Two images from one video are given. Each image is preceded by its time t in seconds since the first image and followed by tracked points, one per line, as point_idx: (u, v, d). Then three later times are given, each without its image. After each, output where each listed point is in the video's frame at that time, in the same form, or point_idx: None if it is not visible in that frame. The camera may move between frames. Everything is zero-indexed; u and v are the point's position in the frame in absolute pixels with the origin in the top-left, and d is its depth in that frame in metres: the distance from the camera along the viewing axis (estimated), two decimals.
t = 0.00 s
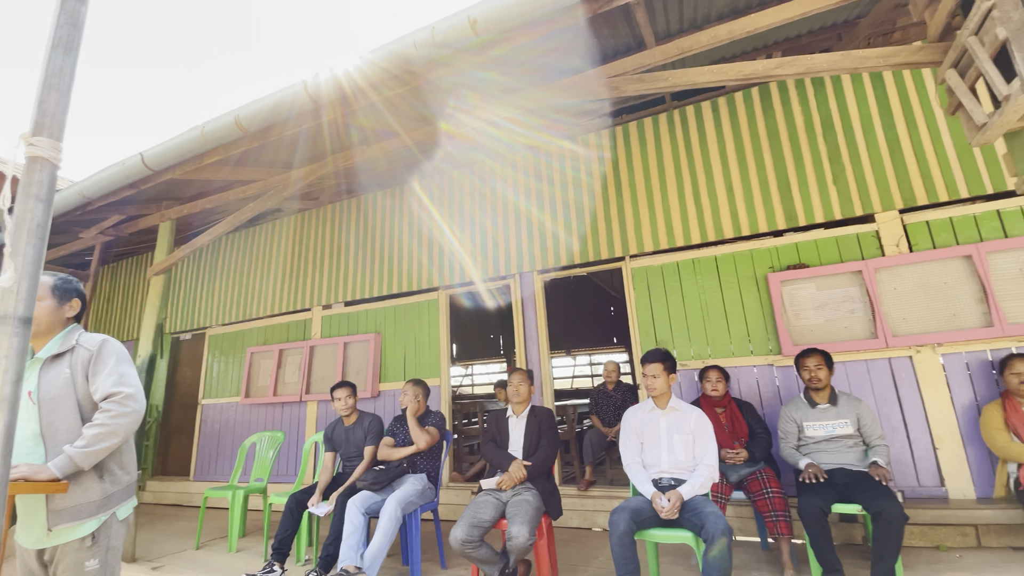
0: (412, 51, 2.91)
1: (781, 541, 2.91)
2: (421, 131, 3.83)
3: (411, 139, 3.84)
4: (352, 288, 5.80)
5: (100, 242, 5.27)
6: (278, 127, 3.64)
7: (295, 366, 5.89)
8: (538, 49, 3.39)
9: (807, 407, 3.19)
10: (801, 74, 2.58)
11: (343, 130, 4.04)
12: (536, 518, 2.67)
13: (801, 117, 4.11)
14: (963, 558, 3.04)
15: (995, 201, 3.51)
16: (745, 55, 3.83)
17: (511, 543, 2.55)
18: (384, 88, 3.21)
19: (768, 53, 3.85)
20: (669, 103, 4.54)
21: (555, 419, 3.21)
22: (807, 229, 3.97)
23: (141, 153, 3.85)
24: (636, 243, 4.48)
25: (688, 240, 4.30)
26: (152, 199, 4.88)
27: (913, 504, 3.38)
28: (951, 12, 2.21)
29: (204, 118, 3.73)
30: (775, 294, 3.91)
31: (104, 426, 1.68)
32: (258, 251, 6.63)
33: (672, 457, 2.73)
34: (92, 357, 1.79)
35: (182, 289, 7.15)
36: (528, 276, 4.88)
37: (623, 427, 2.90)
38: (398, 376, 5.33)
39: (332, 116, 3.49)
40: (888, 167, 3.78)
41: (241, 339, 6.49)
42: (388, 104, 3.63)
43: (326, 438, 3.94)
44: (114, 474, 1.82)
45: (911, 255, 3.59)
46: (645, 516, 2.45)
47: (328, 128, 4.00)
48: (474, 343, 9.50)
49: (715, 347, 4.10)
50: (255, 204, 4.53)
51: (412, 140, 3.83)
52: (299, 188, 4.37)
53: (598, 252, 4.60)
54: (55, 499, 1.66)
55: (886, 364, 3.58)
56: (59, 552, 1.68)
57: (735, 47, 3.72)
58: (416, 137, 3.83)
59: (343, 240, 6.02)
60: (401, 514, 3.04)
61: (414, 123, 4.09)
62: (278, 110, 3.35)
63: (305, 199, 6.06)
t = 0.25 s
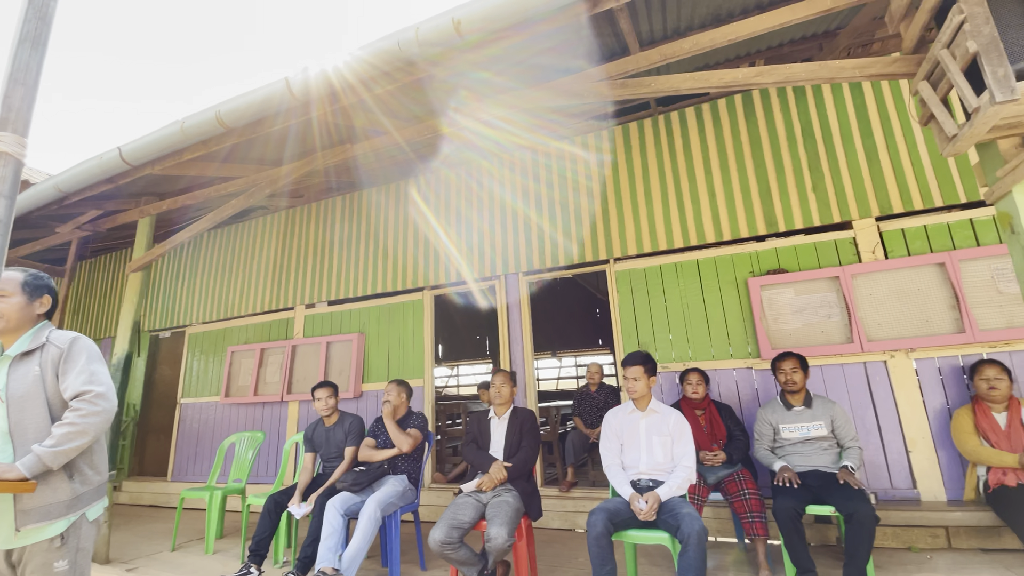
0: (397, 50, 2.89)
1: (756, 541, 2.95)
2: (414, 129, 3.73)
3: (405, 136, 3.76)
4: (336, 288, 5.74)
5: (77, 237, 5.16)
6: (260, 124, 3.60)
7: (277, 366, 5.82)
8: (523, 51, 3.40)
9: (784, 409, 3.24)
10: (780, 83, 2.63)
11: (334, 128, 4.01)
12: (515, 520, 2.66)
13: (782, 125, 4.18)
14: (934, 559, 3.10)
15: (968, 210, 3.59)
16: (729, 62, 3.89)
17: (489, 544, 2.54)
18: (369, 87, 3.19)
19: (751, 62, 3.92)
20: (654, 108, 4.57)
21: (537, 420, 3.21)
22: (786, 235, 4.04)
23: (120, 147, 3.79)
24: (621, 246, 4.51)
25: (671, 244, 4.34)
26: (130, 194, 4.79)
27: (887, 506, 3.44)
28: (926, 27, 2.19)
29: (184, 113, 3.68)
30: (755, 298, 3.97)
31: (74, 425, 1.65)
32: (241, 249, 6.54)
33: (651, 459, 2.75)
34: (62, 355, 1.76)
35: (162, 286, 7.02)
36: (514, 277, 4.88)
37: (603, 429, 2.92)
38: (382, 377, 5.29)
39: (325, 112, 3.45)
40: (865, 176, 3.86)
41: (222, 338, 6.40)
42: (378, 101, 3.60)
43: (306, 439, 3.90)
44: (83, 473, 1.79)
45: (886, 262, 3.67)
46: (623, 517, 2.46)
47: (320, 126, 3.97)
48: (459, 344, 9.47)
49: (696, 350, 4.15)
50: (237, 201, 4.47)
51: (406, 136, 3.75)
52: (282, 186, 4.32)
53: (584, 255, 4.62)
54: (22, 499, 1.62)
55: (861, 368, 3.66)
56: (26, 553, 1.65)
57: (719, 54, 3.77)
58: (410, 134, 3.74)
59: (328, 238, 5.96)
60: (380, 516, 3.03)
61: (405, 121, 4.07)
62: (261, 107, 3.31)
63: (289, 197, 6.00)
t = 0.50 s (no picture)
0: (378, 46, 2.87)
1: (730, 541, 2.99)
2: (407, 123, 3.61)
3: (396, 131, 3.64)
4: (317, 285, 5.67)
5: (48, 229, 5.03)
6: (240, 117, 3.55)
7: (255, 364, 5.73)
8: (508, 51, 3.40)
9: (758, 411, 3.29)
10: (758, 90, 2.67)
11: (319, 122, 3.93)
12: (492, 520, 2.65)
13: (763, 131, 4.24)
14: (903, 559, 3.16)
15: (940, 218, 3.68)
16: (712, 68, 3.94)
17: (464, 545, 2.53)
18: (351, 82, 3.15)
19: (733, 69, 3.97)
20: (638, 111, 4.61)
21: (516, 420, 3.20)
22: (764, 239, 4.10)
23: (93, 138, 3.70)
24: (603, 247, 4.53)
25: (652, 246, 4.38)
26: (104, 186, 4.69)
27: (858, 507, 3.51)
28: (899, 38, 2.23)
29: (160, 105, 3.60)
30: (733, 301, 4.02)
31: (36, 421, 1.60)
32: (221, 244, 6.43)
33: (627, 459, 2.77)
34: (24, 350, 1.71)
35: (137, 280, 6.87)
36: (496, 277, 4.87)
37: (581, 429, 2.94)
38: (362, 376, 5.22)
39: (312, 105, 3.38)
40: (842, 183, 3.94)
41: (199, 334, 6.29)
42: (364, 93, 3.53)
43: (283, 438, 3.85)
44: (45, 472, 1.74)
45: (860, 267, 3.75)
46: (598, 517, 2.47)
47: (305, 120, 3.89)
48: (443, 343, 9.42)
49: (675, 352, 4.19)
50: (215, 195, 4.39)
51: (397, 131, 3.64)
52: (262, 180, 4.26)
53: (565, 256, 4.63)
54: None
55: (835, 371, 3.72)
56: None
57: (702, 60, 3.81)
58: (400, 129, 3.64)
59: (310, 235, 5.88)
60: (356, 516, 3.00)
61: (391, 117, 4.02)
62: (239, 100, 3.26)
63: (270, 192, 5.92)
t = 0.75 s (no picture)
0: (359, 40, 2.83)
1: (705, 544, 3.00)
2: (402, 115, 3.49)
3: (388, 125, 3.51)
4: (297, 281, 5.56)
5: (19, 220, 4.89)
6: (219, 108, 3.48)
7: (233, 361, 5.63)
8: (493, 50, 3.39)
9: (735, 414, 3.31)
10: (739, 95, 2.69)
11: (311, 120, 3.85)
12: (468, 521, 2.62)
13: (745, 138, 4.28)
14: (874, 561, 3.20)
15: (916, 226, 3.75)
16: (696, 73, 3.96)
17: (439, 546, 2.50)
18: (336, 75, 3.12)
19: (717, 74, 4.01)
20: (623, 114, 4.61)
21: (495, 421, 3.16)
22: (745, 244, 4.15)
23: (64, 127, 3.60)
24: (587, 249, 4.53)
25: (635, 248, 4.39)
26: (77, 177, 4.57)
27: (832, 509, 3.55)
28: (876, 47, 2.26)
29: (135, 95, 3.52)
30: (713, 305, 4.05)
31: None
32: (201, 239, 6.31)
33: (604, 461, 2.77)
34: None
35: (113, 275, 6.71)
36: (480, 277, 4.84)
37: (560, 431, 2.93)
38: (342, 375, 5.12)
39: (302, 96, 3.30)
40: (822, 190, 3.99)
41: (176, 330, 6.16)
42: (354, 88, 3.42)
43: (258, 437, 3.79)
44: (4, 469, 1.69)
45: (838, 273, 3.80)
46: (573, 519, 2.46)
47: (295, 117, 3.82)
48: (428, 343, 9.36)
49: (656, 355, 4.21)
50: (193, 188, 4.30)
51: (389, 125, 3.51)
52: (242, 174, 4.19)
53: (549, 257, 4.62)
54: None
55: (812, 376, 3.77)
56: None
57: (686, 65, 3.83)
58: (393, 122, 3.52)
59: (292, 231, 5.79)
60: (330, 517, 2.96)
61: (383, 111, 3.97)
62: (216, 92, 3.20)
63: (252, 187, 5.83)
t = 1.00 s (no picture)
0: (338, 33, 2.78)
1: (682, 547, 3.01)
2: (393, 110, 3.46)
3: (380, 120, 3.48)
4: (277, 279, 5.46)
5: None
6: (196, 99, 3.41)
7: (210, 359, 5.51)
8: (479, 49, 3.37)
9: (714, 418, 3.33)
10: (721, 101, 2.71)
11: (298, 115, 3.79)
12: (444, 525, 2.58)
13: (728, 144, 4.32)
14: (847, 565, 3.24)
15: (894, 235, 3.80)
16: (680, 78, 3.99)
17: (413, 550, 2.45)
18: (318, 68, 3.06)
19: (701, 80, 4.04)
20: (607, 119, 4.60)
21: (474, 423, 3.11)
22: (726, 249, 4.18)
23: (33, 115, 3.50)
24: (571, 252, 4.53)
25: (619, 251, 4.41)
26: (47, 167, 4.44)
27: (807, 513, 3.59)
28: (855, 56, 2.29)
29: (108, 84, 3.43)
30: (694, 309, 4.08)
31: None
32: (179, 233, 6.17)
33: (583, 464, 2.76)
34: None
35: (86, 268, 6.53)
36: (463, 277, 4.80)
37: (539, 434, 2.91)
38: (321, 375, 5.01)
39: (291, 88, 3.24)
40: (802, 198, 4.03)
41: (151, 327, 6.01)
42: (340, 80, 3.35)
43: (232, 438, 3.71)
44: None
45: (816, 280, 3.85)
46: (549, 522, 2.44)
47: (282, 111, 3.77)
48: (411, 344, 9.28)
49: (637, 358, 4.22)
50: (169, 180, 4.20)
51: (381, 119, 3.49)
52: (220, 168, 4.11)
53: (533, 258, 4.61)
54: None
55: (790, 381, 3.80)
56: None
57: (671, 70, 3.85)
58: (384, 117, 3.50)
59: (272, 227, 5.69)
60: (303, 519, 2.90)
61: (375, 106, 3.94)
62: (191, 83, 3.12)
63: (232, 181, 5.72)
